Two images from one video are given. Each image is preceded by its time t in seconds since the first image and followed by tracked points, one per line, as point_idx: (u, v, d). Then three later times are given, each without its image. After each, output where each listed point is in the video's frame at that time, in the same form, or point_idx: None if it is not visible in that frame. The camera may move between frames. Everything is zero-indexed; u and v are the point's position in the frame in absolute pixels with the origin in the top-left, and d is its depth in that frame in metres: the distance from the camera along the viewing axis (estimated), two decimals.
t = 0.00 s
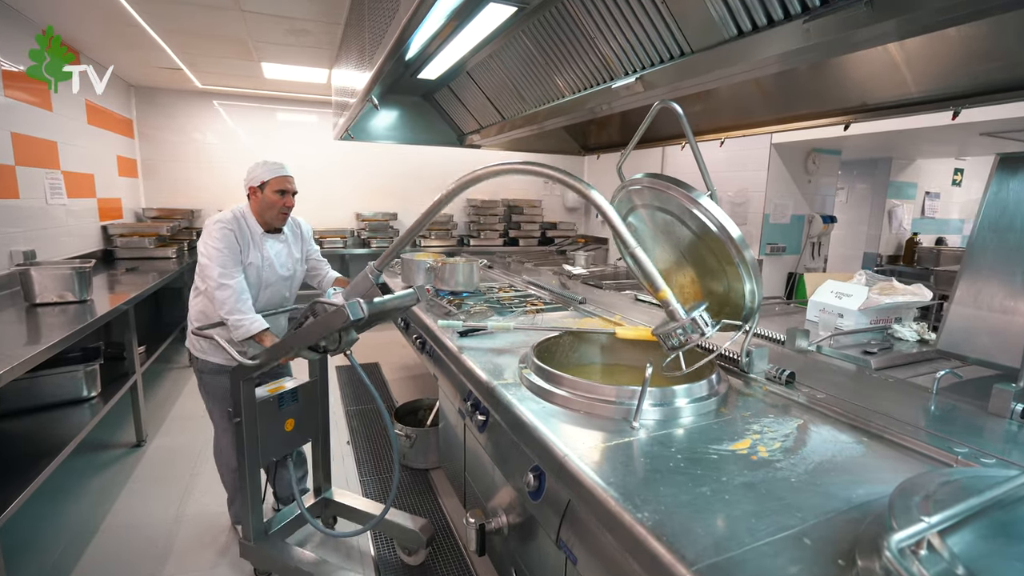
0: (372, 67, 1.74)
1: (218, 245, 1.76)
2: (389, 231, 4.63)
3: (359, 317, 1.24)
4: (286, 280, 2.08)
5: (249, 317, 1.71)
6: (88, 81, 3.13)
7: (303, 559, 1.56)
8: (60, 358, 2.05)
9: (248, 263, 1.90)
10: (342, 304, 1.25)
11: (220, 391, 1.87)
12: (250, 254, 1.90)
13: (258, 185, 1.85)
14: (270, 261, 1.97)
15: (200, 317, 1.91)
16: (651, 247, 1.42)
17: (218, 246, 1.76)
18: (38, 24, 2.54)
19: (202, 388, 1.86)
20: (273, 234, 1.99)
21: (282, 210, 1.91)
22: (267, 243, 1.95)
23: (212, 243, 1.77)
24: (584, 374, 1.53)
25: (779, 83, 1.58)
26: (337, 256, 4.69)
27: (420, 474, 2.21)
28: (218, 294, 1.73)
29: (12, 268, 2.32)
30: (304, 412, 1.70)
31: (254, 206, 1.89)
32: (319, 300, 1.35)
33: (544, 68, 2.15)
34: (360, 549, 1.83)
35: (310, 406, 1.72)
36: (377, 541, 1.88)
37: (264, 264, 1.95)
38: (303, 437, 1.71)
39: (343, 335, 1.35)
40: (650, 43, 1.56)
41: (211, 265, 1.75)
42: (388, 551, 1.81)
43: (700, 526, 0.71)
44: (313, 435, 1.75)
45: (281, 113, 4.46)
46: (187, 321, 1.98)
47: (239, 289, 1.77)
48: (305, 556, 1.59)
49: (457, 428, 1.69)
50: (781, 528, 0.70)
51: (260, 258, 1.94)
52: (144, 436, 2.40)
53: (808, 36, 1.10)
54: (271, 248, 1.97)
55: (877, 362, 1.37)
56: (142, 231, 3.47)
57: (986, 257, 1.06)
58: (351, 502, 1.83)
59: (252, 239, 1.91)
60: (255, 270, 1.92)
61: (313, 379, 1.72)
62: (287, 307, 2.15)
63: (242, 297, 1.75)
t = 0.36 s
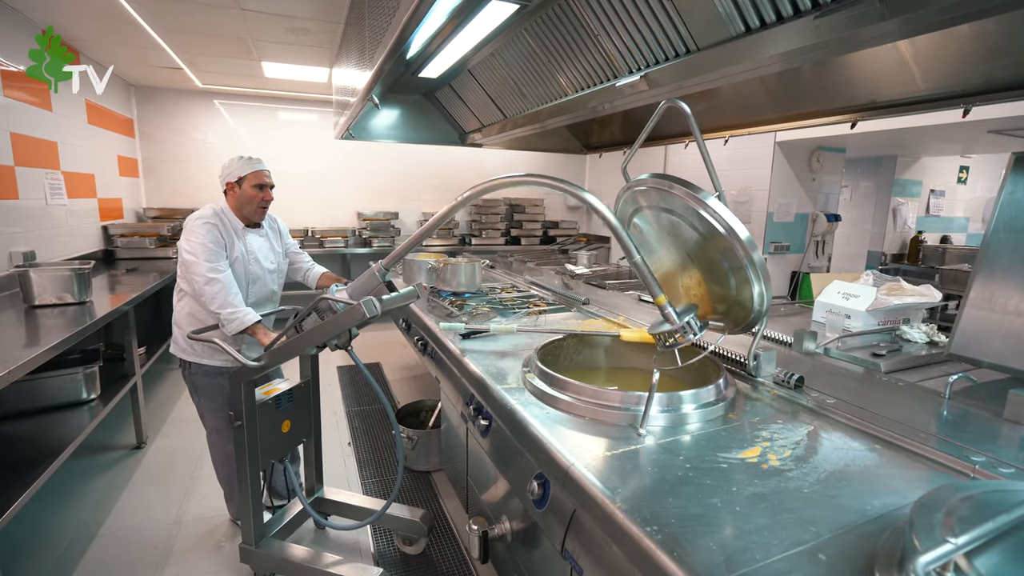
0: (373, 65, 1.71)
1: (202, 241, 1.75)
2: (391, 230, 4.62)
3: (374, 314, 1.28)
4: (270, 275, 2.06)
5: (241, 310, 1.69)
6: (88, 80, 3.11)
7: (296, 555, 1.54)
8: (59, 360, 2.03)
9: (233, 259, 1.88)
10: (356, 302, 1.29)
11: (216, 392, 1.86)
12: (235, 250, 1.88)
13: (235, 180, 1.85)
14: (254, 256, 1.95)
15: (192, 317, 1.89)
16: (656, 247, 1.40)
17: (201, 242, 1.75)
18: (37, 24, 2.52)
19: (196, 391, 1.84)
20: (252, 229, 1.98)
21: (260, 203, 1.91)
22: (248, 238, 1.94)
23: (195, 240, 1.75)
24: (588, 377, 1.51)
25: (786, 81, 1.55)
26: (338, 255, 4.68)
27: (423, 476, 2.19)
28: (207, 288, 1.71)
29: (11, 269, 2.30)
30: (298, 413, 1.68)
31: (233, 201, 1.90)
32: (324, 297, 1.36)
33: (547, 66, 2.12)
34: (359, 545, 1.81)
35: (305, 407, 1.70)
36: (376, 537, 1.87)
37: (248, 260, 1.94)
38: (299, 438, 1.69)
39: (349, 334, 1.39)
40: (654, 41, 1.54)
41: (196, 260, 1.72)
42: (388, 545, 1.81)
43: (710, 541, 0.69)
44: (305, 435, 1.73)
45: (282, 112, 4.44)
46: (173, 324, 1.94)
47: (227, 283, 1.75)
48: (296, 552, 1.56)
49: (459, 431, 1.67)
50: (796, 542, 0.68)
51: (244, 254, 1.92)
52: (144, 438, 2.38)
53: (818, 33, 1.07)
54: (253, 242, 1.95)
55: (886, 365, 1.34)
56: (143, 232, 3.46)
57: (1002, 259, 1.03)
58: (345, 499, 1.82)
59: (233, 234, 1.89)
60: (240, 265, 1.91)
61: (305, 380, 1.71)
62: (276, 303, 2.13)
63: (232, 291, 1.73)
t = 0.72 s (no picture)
0: (374, 64, 1.70)
1: (200, 227, 1.76)
2: (393, 229, 4.61)
3: (379, 314, 1.27)
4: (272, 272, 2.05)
5: (232, 291, 1.68)
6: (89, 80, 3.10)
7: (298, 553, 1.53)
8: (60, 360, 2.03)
9: (231, 250, 1.88)
10: (361, 302, 1.27)
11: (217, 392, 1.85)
12: (235, 242, 1.89)
13: (238, 178, 1.85)
14: (254, 250, 1.95)
15: (190, 310, 1.89)
16: (660, 248, 1.38)
17: (198, 227, 1.76)
18: (38, 24, 2.51)
19: (198, 387, 1.83)
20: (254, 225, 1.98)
21: (262, 203, 1.92)
22: (249, 233, 1.94)
23: (193, 227, 1.77)
24: (590, 378, 1.49)
25: (792, 78, 1.53)
26: (341, 254, 4.67)
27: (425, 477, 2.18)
28: (200, 271, 1.71)
29: (13, 269, 2.30)
30: (299, 413, 1.67)
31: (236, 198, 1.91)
32: (328, 291, 1.32)
33: (550, 64, 2.10)
34: (359, 544, 1.81)
35: (304, 407, 1.70)
36: (378, 536, 1.86)
37: (248, 253, 1.93)
38: (300, 439, 1.69)
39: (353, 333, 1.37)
40: (659, 38, 1.52)
41: (192, 246, 1.74)
42: (389, 543, 1.80)
43: (718, 550, 0.67)
44: (306, 436, 1.72)
45: (284, 111, 4.43)
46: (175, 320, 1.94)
47: (220, 267, 1.75)
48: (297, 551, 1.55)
49: (462, 432, 1.66)
50: (806, 552, 0.66)
51: (244, 247, 1.92)
52: (145, 439, 2.38)
53: (827, 30, 1.04)
54: (254, 238, 1.96)
55: (895, 366, 1.33)
56: (145, 231, 3.46)
57: (1014, 260, 1.00)
58: (346, 499, 1.82)
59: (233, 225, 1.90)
60: (239, 257, 1.90)
61: (306, 381, 1.70)
62: (276, 301, 2.09)
63: (224, 274, 1.73)
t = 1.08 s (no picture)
0: (376, 63, 1.69)
1: (201, 219, 1.79)
2: (396, 228, 4.61)
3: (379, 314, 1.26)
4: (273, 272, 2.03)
5: (227, 272, 1.67)
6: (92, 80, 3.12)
7: (301, 554, 1.53)
8: (64, 361, 2.04)
9: (232, 246, 1.88)
10: (362, 302, 1.28)
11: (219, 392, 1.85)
12: (235, 238, 1.89)
13: (244, 181, 1.84)
14: (255, 248, 1.95)
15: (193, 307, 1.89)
16: (665, 246, 1.36)
17: (200, 218, 1.79)
18: (40, 24, 2.52)
19: (201, 379, 1.83)
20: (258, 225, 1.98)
21: (265, 206, 1.91)
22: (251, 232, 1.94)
23: (195, 219, 1.79)
24: (593, 379, 1.48)
25: (798, 75, 1.51)
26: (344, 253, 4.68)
27: (428, 477, 2.18)
28: (195, 258, 1.71)
29: (18, 270, 2.32)
30: (303, 413, 1.67)
31: (241, 200, 1.91)
32: (331, 282, 1.32)
33: (552, 61, 2.09)
34: (362, 544, 1.80)
35: (308, 407, 1.69)
36: (381, 536, 1.86)
37: (249, 250, 1.93)
38: (303, 438, 1.69)
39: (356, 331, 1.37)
40: (663, 35, 1.50)
41: (191, 235, 1.75)
42: (392, 544, 1.80)
43: (721, 554, 0.66)
44: (309, 436, 1.72)
45: (287, 110, 4.44)
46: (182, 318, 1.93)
47: (217, 254, 1.75)
48: (302, 551, 1.55)
49: (464, 432, 1.66)
50: (811, 556, 0.65)
51: (243, 245, 1.92)
52: (149, 439, 2.39)
53: (833, 25, 1.03)
54: (256, 237, 1.96)
55: (903, 366, 1.31)
56: (149, 231, 3.47)
57: None
58: (350, 500, 1.82)
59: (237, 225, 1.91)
60: (240, 253, 1.91)
61: (309, 381, 1.69)
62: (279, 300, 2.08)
63: (220, 260, 1.73)
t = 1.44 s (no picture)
0: (377, 59, 1.69)
1: (200, 218, 1.81)
2: (400, 226, 4.61)
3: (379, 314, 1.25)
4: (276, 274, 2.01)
5: (221, 260, 1.66)
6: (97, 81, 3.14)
7: (304, 553, 1.53)
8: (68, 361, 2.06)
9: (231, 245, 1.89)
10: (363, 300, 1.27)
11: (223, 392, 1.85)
12: (233, 239, 1.90)
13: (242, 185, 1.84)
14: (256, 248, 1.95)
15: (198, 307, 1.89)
16: (668, 243, 1.35)
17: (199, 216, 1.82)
18: (42, 24, 2.52)
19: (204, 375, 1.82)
20: (259, 226, 1.98)
21: (262, 210, 1.91)
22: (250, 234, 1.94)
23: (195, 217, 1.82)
24: (597, 378, 1.47)
25: (804, 69, 1.49)
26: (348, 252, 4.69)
27: (431, 476, 2.18)
28: (190, 254, 1.72)
29: (23, 269, 2.33)
30: (306, 412, 1.67)
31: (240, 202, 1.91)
32: (334, 273, 1.31)
33: (555, 58, 2.07)
34: (365, 543, 1.80)
35: (310, 406, 1.69)
36: (384, 536, 1.86)
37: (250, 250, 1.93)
38: (306, 437, 1.69)
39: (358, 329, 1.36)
40: (666, 30, 1.48)
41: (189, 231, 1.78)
42: (395, 544, 1.80)
43: (723, 555, 0.65)
44: (312, 435, 1.71)
45: (291, 109, 4.45)
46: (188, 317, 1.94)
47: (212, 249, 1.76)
48: (305, 550, 1.55)
49: (467, 431, 1.65)
50: (815, 558, 0.63)
51: (242, 247, 1.93)
52: (153, 438, 2.41)
53: (839, 18, 1.01)
54: (255, 238, 1.96)
55: (911, 364, 1.28)
56: (154, 231, 3.49)
57: None
58: (354, 499, 1.82)
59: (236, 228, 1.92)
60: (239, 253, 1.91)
61: (312, 380, 1.69)
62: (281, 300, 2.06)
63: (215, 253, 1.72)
